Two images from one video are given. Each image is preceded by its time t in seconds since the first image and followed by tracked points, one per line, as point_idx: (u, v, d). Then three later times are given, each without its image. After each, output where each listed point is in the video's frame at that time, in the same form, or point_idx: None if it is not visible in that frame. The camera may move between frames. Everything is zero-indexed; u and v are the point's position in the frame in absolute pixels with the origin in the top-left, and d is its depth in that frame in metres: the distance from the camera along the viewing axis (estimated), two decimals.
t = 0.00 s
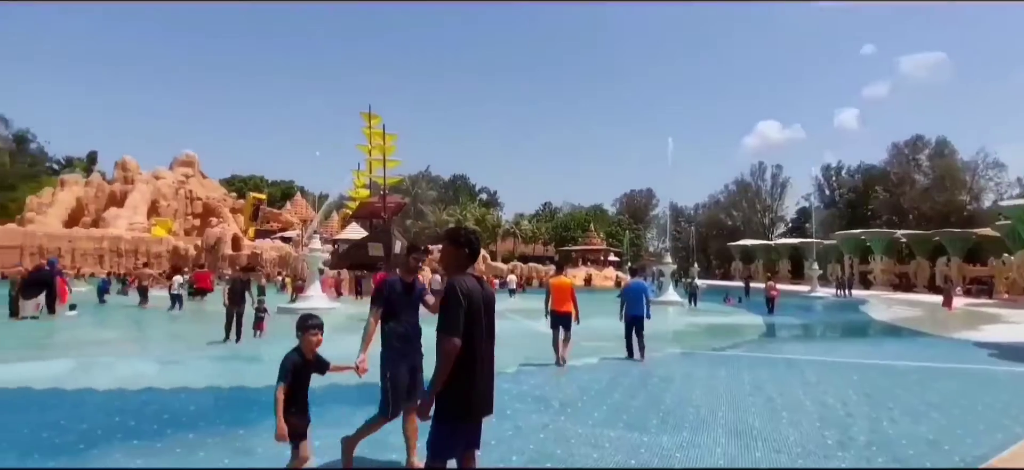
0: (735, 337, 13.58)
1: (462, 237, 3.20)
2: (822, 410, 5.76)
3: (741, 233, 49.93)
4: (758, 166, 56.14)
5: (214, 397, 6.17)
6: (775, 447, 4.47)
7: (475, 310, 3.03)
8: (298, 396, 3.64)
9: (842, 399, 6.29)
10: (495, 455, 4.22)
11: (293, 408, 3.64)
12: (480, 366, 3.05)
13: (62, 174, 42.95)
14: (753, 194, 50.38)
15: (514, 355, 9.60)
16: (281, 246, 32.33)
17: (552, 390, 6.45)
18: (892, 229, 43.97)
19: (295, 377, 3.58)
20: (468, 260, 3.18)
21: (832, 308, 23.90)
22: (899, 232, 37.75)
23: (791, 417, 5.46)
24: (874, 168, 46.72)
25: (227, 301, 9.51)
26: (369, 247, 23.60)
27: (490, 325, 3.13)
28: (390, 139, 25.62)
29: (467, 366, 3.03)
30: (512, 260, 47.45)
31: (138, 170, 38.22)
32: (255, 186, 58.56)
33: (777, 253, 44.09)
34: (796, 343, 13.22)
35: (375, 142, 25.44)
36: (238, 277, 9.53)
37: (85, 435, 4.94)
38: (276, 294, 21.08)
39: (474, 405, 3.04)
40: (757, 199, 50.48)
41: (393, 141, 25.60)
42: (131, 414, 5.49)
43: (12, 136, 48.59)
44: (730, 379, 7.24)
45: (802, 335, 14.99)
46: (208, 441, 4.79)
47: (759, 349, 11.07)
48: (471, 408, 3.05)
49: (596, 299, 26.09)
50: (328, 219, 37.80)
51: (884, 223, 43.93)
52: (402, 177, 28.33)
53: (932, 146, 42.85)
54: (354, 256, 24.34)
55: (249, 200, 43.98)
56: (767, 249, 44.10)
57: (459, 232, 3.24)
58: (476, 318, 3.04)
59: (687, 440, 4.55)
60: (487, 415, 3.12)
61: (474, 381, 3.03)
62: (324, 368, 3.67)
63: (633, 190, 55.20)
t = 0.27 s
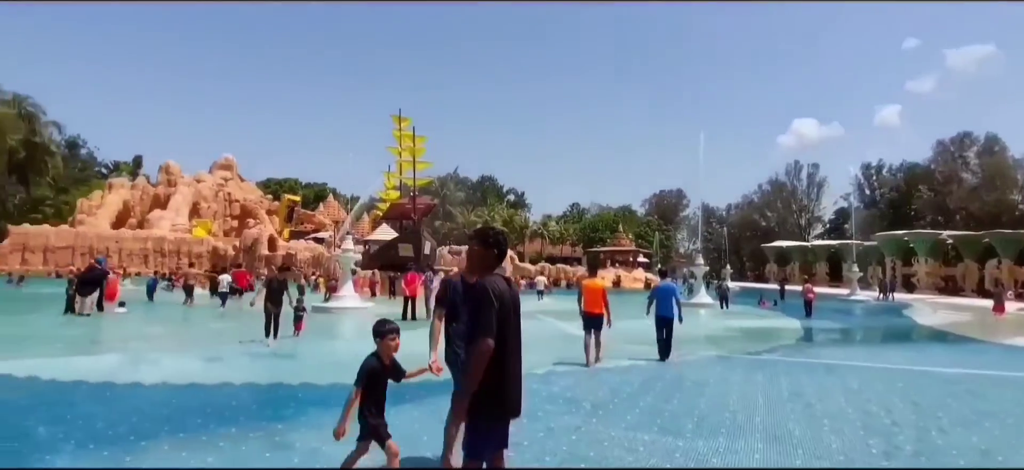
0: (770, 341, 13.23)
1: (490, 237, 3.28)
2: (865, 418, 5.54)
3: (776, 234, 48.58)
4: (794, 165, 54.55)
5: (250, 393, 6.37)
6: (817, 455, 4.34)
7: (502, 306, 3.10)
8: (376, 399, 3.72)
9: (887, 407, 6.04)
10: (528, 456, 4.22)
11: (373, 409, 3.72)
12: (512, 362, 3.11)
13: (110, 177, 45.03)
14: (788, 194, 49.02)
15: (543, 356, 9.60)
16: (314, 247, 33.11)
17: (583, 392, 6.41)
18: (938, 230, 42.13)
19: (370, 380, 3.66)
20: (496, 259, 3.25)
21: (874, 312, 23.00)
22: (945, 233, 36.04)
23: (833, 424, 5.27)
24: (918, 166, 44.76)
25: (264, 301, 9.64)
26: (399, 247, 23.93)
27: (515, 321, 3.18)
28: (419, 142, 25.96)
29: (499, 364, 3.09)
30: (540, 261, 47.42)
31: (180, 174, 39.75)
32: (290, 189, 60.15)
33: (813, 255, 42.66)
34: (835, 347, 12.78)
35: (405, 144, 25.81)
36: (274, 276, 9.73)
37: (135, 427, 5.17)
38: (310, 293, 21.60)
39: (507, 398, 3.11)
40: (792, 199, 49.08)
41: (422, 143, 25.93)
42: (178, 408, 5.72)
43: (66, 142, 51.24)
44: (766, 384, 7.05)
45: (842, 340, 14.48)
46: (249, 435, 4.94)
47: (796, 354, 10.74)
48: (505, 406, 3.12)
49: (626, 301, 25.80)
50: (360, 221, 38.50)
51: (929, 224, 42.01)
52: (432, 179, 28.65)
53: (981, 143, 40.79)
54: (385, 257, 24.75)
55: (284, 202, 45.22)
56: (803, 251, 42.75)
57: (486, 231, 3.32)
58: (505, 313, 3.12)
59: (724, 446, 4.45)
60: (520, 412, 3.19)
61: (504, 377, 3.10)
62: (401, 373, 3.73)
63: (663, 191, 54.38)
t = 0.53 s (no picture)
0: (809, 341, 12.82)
1: (514, 240, 3.34)
2: (913, 421, 5.32)
3: (812, 230, 47.17)
4: (830, 159, 52.84)
5: (291, 391, 6.58)
6: (863, 458, 4.20)
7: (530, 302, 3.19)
8: (459, 397, 3.70)
9: (936, 409, 5.78)
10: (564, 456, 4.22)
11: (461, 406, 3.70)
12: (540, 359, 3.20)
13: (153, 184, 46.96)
14: (824, 189, 47.52)
15: (576, 356, 9.58)
16: (346, 249, 33.75)
17: (616, 393, 6.36)
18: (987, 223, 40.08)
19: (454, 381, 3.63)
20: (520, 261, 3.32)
21: (919, 310, 22.05)
22: (995, 226, 34.31)
23: (878, 427, 5.07)
24: (964, 157, 42.66)
25: (297, 301, 9.78)
26: (429, 248, 24.20)
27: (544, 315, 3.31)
28: (447, 143, 26.19)
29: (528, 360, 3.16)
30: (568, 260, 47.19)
31: (218, 180, 41.10)
32: (322, 192, 61.53)
33: (852, 251, 41.30)
34: (878, 347, 12.32)
35: (433, 146, 26.07)
36: (306, 277, 9.91)
37: (181, 425, 5.36)
38: (342, 294, 22.03)
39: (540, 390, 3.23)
40: (829, 194, 47.60)
41: (450, 145, 26.16)
42: (220, 406, 5.91)
43: (112, 152, 53.68)
44: (806, 385, 6.83)
45: (886, 339, 13.95)
46: (289, 433, 5.07)
47: (837, 354, 10.40)
48: (533, 407, 3.18)
49: (656, 301, 25.45)
50: (389, 222, 39.11)
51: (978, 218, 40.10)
52: (459, 180, 28.88)
53: None
54: (415, 258, 25.06)
55: (316, 205, 46.28)
56: (842, 247, 41.39)
57: (509, 234, 3.39)
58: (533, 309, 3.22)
59: (765, 448, 4.35)
60: (544, 412, 3.25)
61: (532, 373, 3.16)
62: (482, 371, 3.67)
63: (694, 187, 53.45)
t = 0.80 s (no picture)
0: (842, 342, 12.45)
1: (537, 240, 3.34)
2: (958, 425, 5.13)
3: (844, 228, 45.86)
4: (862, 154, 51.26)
5: (322, 390, 6.71)
6: (906, 464, 4.06)
7: (595, 306, 3.82)
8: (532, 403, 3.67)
9: (982, 413, 5.56)
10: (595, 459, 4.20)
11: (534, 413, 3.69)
12: (603, 358, 3.81)
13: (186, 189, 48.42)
14: (856, 185, 46.16)
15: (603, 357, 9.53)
16: (371, 251, 34.21)
17: (644, 393, 6.31)
18: None
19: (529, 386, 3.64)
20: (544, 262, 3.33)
21: (959, 310, 21.21)
22: None
23: (920, 431, 4.90)
24: (1006, 151, 40.86)
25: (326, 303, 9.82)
26: (453, 249, 24.37)
27: (609, 319, 3.92)
28: (470, 145, 26.31)
29: (590, 361, 3.80)
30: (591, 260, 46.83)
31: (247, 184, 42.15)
32: (347, 194, 62.52)
33: (886, 249, 39.99)
34: (916, 348, 11.91)
35: (455, 147, 26.23)
36: (335, 278, 10.03)
37: (219, 423, 5.52)
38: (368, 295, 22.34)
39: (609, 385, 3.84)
40: (861, 190, 46.24)
41: (473, 146, 26.27)
42: (255, 405, 6.07)
43: (148, 158, 55.65)
44: (842, 387, 6.65)
45: (924, 340, 13.48)
46: (322, 431, 5.16)
47: (873, 355, 10.10)
48: (557, 410, 3.19)
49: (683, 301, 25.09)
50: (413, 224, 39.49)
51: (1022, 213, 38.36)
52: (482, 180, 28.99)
53: None
54: (439, 259, 25.24)
55: (342, 207, 47.03)
56: (876, 245, 40.12)
57: (530, 233, 3.37)
58: (597, 312, 3.85)
59: (802, 453, 4.24)
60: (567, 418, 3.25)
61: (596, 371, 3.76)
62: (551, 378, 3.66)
63: (719, 185, 52.48)
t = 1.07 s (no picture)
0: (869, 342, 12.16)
1: (548, 241, 3.31)
2: (993, 426, 4.97)
3: (868, 225, 44.88)
4: (886, 149, 50.11)
5: (344, 390, 6.78)
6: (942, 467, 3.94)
7: (652, 309, 3.85)
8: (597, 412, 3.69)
9: (1018, 414, 5.38)
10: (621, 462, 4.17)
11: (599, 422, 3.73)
12: (654, 364, 3.87)
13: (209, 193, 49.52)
14: (880, 181, 45.16)
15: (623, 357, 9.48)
16: (390, 252, 34.51)
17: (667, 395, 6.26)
18: None
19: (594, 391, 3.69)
20: (558, 261, 3.30)
21: (991, 308, 20.59)
22: None
23: (954, 433, 4.76)
24: None
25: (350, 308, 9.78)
26: (470, 250, 24.47)
27: (664, 323, 3.92)
28: (486, 146, 26.37)
29: (652, 366, 3.85)
30: (609, 259, 46.53)
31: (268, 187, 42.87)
32: (365, 197, 63.21)
33: (912, 246, 39.05)
34: (946, 348, 11.59)
35: (472, 149, 26.33)
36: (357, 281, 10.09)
37: (245, 423, 5.61)
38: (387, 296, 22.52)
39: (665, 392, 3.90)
40: (886, 186, 45.23)
41: (489, 147, 26.34)
42: (280, 405, 6.17)
43: (172, 164, 56.90)
44: (870, 388, 6.50)
45: (954, 339, 13.11)
46: (345, 431, 5.22)
47: (901, 355, 9.86)
48: (581, 413, 3.19)
49: (703, 300, 24.82)
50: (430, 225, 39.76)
51: None
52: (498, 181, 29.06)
53: None
54: (456, 260, 25.32)
55: (360, 210, 47.49)
56: (902, 242, 39.20)
57: (541, 236, 3.35)
58: (652, 315, 3.88)
59: (832, 455, 4.15)
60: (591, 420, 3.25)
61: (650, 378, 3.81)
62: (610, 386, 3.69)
63: (739, 183, 51.78)
